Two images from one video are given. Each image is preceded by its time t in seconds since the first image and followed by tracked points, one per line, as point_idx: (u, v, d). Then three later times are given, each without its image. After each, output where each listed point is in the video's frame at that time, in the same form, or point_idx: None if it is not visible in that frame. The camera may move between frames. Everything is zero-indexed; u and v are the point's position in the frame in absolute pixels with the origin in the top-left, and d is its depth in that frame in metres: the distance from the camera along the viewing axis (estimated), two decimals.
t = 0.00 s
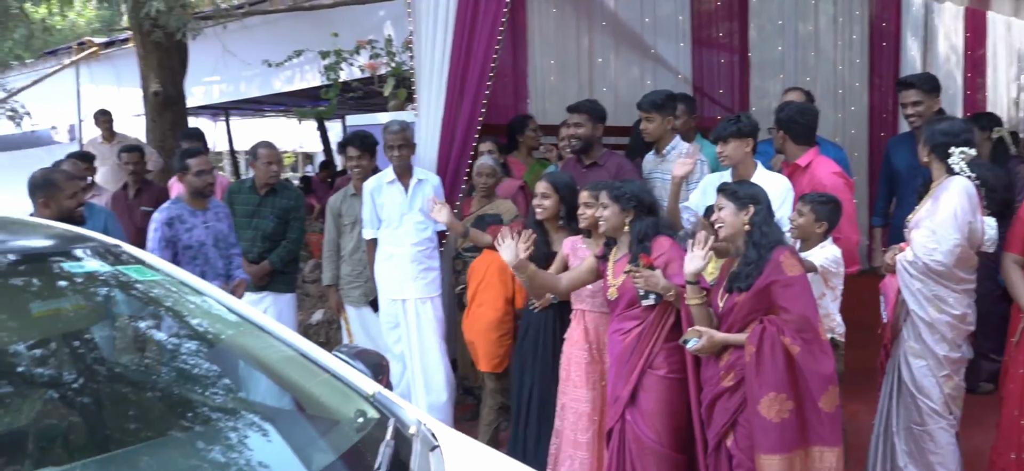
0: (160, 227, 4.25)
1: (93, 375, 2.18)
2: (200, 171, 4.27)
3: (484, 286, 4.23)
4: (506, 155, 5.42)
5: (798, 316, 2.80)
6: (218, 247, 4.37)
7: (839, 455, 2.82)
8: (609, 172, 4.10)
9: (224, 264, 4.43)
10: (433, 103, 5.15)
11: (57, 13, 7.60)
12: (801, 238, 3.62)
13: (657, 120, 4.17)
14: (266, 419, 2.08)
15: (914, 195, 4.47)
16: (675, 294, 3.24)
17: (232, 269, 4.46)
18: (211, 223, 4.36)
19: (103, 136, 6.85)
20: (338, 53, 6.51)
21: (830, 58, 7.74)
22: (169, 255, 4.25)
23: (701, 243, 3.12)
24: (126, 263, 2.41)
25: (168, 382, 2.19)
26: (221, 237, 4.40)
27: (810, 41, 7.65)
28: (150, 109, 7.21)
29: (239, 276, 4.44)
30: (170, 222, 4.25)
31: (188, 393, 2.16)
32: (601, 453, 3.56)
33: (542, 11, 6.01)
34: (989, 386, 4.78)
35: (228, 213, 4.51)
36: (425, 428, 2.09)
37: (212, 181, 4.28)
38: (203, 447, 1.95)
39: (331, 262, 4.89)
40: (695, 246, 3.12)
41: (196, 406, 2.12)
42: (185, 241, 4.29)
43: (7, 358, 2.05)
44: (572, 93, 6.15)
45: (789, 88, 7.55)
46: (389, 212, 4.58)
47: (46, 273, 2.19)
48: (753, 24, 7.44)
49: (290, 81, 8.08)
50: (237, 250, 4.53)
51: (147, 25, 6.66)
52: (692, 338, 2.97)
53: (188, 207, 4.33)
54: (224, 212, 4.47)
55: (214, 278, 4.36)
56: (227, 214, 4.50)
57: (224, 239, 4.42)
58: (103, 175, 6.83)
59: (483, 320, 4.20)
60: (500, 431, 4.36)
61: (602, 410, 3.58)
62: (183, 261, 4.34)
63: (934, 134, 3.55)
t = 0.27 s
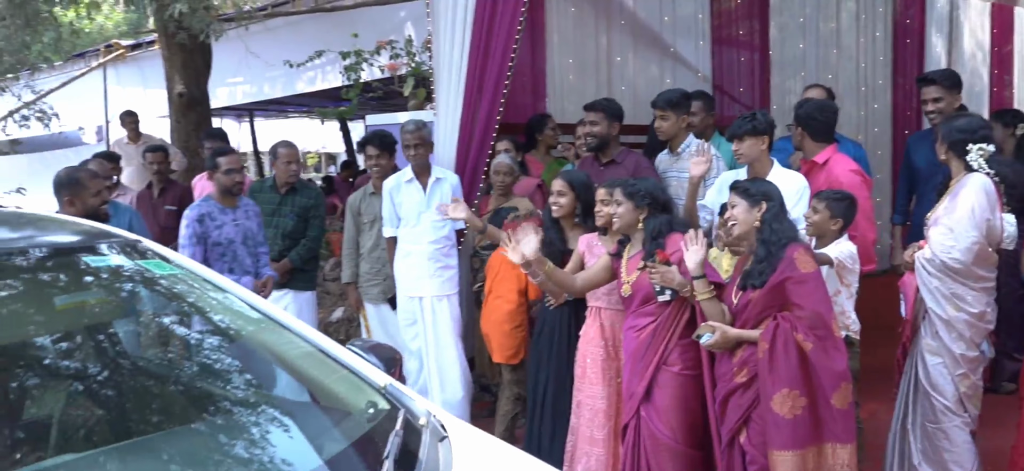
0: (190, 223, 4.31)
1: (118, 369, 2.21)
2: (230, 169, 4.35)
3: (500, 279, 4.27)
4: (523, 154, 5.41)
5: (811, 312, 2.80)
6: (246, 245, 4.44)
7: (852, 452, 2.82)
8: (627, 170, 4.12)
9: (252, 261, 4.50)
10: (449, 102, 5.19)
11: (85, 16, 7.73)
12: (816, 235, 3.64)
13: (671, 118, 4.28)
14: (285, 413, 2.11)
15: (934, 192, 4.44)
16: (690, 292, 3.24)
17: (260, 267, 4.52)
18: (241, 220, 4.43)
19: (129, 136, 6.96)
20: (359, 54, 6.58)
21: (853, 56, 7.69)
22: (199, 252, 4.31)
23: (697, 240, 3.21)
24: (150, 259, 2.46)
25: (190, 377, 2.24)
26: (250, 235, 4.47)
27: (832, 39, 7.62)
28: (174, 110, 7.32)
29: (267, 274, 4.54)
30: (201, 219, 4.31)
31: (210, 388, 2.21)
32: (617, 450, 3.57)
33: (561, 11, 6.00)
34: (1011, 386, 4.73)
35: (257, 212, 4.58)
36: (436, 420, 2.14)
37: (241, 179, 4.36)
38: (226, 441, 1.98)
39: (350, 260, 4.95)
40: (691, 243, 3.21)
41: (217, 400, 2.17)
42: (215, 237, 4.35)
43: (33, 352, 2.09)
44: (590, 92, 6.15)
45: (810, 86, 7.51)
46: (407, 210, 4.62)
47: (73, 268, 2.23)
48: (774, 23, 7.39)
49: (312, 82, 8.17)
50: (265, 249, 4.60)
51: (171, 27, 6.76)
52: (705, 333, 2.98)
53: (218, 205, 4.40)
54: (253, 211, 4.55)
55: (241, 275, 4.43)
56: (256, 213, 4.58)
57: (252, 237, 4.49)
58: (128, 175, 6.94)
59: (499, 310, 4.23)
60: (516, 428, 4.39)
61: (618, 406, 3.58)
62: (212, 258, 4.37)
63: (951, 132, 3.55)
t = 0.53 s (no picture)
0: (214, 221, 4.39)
1: (133, 363, 2.24)
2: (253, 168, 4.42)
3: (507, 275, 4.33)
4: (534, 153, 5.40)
5: (814, 307, 2.83)
6: (268, 244, 4.48)
7: (855, 447, 2.84)
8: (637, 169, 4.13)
9: (275, 261, 4.53)
10: (462, 102, 5.25)
11: (104, 19, 7.84)
12: (823, 233, 3.64)
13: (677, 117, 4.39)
14: (296, 409, 2.12)
15: (945, 190, 4.42)
16: (695, 288, 3.26)
17: (283, 267, 4.56)
18: (264, 219, 4.49)
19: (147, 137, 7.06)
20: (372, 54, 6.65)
21: (867, 54, 7.66)
22: (222, 249, 4.38)
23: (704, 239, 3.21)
24: (166, 257, 2.52)
25: (203, 372, 2.26)
26: (273, 234, 4.52)
27: (847, 37, 7.60)
28: (191, 111, 7.41)
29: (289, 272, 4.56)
30: (224, 217, 4.38)
31: (223, 383, 2.22)
32: (624, 446, 3.59)
33: (573, 10, 6.02)
34: None
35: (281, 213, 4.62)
36: (436, 410, 2.19)
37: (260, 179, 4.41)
38: (241, 438, 1.98)
39: (362, 258, 5.00)
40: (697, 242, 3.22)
41: (230, 394, 2.18)
42: (237, 235, 4.41)
43: (49, 345, 2.13)
44: (602, 92, 6.17)
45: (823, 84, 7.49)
46: (418, 208, 4.67)
47: (90, 264, 2.31)
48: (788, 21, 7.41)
49: (328, 83, 8.25)
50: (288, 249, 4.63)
51: (188, 29, 6.85)
52: (710, 329, 2.98)
53: (242, 204, 4.46)
54: (277, 211, 4.59)
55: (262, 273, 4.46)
56: (280, 213, 4.62)
57: (275, 237, 4.53)
58: (146, 175, 7.03)
59: (506, 306, 4.29)
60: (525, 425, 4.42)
61: (625, 402, 3.60)
62: (235, 256, 4.44)
63: (959, 129, 3.56)
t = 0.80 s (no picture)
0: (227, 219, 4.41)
1: (138, 358, 2.26)
2: (266, 169, 4.45)
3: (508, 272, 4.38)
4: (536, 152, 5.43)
5: (809, 304, 2.86)
6: (281, 243, 4.52)
7: (851, 442, 2.86)
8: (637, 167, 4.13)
9: (287, 260, 4.57)
10: (465, 100, 5.29)
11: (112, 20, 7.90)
12: (822, 231, 3.66)
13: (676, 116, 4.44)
14: (298, 405, 2.13)
15: (946, 188, 4.43)
16: (693, 285, 3.28)
17: (295, 266, 4.59)
18: (276, 219, 4.52)
19: (154, 137, 7.11)
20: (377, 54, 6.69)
21: (872, 53, 7.65)
22: (233, 247, 4.41)
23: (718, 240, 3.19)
24: (171, 255, 2.54)
25: (207, 369, 2.29)
26: (285, 234, 4.55)
27: (852, 36, 7.60)
28: (198, 111, 7.47)
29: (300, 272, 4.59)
30: (236, 215, 4.40)
31: (226, 379, 2.25)
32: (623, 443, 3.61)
33: (576, 10, 6.04)
34: None
35: (295, 213, 4.65)
36: (428, 403, 2.23)
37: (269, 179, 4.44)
38: (249, 438, 1.97)
39: (365, 256, 5.03)
40: (713, 244, 3.17)
41: (234, 392, 2.20)
42: (249, 234, 4.44)
43: (54, 340, 2.14)
44: (605, 91, 6.18)
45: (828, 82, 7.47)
46: (422, 206, 4.71)
47: (98, 261, 2.33)
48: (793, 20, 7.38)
49: (334, 83, 8.31)
50: (301, 248, 4.67)
51: (195, 29, 6.89)
52: (707, 327, 3.02)
53: (255, 203, 4.49)
54: (291, 210, 4.62)
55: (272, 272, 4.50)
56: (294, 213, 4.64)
57: (287, 236, 4.56)
58: (153, 175, 7.09)
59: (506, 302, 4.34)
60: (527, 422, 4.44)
61: (624, 399, 3.63)
62: (247, 254, 4.47)
63: (958, 127, 3.56)
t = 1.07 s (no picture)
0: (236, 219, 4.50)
1: (138, 353, 2.25)
2: (272, 169, 4.47)
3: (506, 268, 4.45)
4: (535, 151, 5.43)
5: (799, 300, 2.89)
6: (290, 244, 4.54)
7: (839, 438, 2.89)
8: (634, 165, 4.16)
9: (298, 260, 4.60)
10: (465, 98, 5.33)
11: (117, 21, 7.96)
12: (817, 228, 3.70)
13: (671, 115, 4.48)
14: (295, 402, 2.15)
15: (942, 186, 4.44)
16: (687, 282, 3.29)
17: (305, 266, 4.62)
18: (285, 219, 4.53)
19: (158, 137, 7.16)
20: (378, 54, 6.74)
21: (873, 52, 7.66)
22: (241, 246, 4.47)
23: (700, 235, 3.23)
24: (174, 255, 2.59)
25: (206, 364, 2.29)
26: (295, 234, 4.57)
27: (853, 35, 7.62)
28: (202, 111, 7.52)
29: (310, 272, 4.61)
30: (244, 215, 4.47)
31: (226, 374, 2.26)
32: (616, 438, 3.66)
33: (576, 9, 6.06)
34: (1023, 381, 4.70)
35: (307, 213, 4.66)
36: (416, 396, 2.27)
37: (275, 179, 4.47)
38: (253, 440, 1.96)
39: (365, 254, 5.07)
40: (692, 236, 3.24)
41: (233, 386, 2.20)
42: (257, 233, 4.49)
43: (53, 335, 2.13)
44: (605, 90, 6.20)
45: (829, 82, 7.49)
46: (421, 204, 4.74)
47: (100, 258, 2.35)
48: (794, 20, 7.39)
49: (337, 83, 8.35)
50: (315, 248, 4.68)
51: (198, 30, 6.94)
52: (698, 323, 3.06)
53: (265, 203, 4.54)
54: (303, 210, 4.63)
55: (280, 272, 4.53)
56: (306, 214, 4.65)
57: (297, 236, 4.57)
58: (156, 174, 7.14)
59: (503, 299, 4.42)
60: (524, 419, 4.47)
61: (616, 395, 3.67)
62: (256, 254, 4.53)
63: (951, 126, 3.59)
